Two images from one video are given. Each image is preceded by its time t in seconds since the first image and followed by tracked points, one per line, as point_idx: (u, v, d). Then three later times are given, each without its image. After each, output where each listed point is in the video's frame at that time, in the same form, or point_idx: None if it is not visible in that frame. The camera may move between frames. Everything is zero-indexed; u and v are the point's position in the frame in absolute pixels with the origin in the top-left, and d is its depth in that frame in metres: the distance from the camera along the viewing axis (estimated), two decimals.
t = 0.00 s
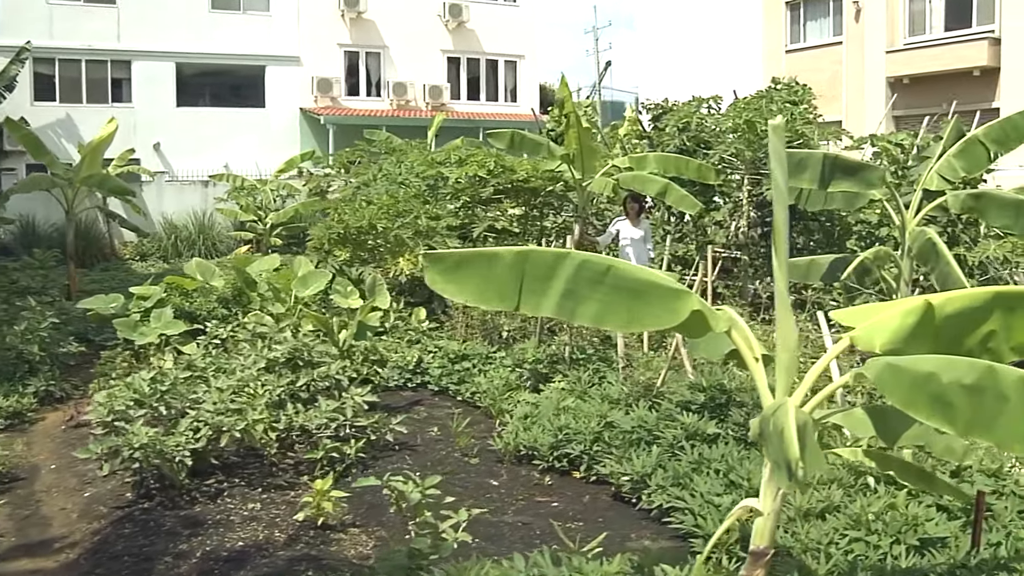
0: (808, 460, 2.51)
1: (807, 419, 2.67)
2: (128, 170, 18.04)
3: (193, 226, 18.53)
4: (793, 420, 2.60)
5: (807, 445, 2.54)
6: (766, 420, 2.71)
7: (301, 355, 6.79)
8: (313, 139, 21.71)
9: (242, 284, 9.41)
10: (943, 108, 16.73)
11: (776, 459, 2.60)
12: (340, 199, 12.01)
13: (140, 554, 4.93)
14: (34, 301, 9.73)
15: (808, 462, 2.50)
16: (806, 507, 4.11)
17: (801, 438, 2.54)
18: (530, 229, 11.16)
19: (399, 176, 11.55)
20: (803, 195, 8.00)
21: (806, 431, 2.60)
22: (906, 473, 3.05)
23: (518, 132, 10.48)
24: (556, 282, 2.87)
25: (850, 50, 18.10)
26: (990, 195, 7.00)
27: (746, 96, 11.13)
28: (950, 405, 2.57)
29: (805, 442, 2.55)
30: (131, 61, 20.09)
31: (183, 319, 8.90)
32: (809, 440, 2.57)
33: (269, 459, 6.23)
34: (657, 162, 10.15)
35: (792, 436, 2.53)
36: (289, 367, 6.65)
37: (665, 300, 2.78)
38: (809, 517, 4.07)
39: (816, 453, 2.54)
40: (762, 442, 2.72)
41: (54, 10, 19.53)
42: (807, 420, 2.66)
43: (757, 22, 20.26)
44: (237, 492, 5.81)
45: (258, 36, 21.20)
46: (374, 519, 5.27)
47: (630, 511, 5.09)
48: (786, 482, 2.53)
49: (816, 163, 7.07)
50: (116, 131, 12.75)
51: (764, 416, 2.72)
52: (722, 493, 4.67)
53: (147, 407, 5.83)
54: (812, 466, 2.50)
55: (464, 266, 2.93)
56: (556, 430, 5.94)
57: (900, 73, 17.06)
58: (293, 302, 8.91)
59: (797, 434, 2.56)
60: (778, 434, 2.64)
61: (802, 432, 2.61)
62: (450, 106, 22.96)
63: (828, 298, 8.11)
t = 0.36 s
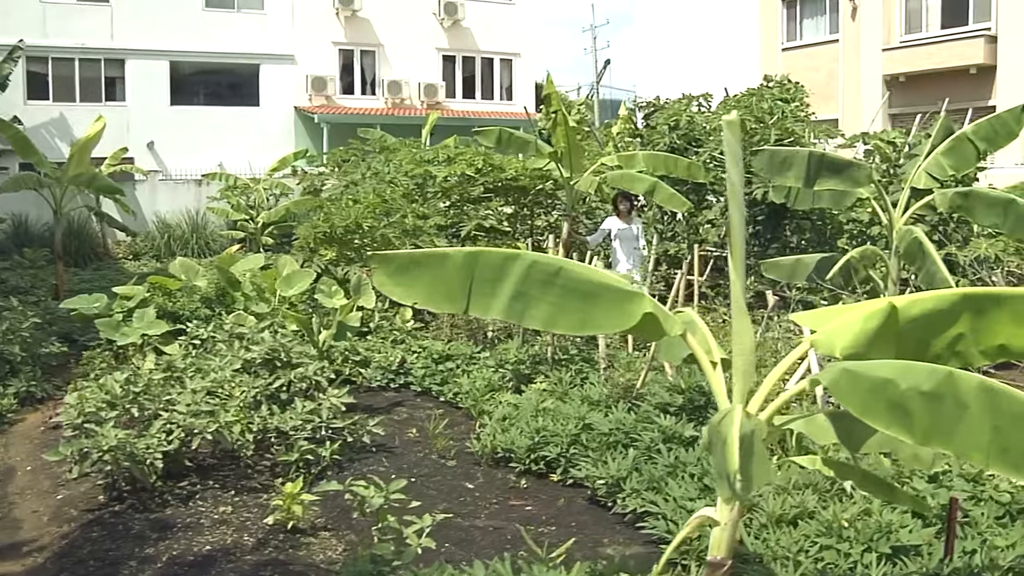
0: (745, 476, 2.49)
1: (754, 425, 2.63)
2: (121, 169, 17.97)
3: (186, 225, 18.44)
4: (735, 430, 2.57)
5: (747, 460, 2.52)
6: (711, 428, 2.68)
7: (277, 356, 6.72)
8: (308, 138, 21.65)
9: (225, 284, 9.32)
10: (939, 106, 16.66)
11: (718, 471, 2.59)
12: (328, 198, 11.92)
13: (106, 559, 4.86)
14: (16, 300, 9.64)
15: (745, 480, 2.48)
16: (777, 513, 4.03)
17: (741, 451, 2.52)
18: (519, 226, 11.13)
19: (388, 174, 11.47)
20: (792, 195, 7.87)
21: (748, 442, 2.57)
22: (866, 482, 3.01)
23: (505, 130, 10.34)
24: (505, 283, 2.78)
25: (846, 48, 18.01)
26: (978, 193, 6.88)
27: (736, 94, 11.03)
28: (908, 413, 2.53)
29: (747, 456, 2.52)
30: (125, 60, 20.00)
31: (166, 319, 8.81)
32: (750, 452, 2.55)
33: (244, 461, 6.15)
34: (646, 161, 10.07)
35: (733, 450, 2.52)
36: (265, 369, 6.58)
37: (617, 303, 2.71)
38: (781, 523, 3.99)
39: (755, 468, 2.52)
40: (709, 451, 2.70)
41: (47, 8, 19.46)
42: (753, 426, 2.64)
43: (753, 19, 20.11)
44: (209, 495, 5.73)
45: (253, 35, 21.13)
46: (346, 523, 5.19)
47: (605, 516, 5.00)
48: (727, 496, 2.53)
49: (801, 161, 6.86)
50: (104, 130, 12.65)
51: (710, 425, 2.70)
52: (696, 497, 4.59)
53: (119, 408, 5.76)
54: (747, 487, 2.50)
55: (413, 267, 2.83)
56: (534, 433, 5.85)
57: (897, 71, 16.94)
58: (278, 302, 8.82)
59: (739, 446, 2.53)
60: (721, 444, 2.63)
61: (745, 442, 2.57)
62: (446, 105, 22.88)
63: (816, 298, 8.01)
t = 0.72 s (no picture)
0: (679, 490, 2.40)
1: (697, 436, 2.59)
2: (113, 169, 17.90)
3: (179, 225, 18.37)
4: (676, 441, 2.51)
5: (687, 471, 2.45)
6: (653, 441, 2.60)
7: (255, 358, 6.64)
8: (302, 137, 21.59)
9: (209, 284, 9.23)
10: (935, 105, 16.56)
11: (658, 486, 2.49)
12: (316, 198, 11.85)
13: (71, 564, 4.78)
14: None
15: (681, 494, 2.40)
16: (748, 520, 3.96)
17: (679, 463, 2.45)
18: (509, 226, 11.09)
19: (376, 174, 11.39)
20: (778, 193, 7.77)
21: (688, 453, 2.50)
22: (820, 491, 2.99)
23: (491, 130, 10.20)
24: (452, 285, 2.72)
25: (841, 47, 17.91)
26: (965, 193, 6.79)
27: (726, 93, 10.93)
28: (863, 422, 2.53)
29: (686, 468, 2.45)
30: (118, 59, 19.94)
31: (148, 320, 8.72)
32: (690, 464, 2.48)
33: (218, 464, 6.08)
34: (635, 160, 9.96)
35: (672, 462, 2.45)
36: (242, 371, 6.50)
37: (565, 305, 2.67)
38: (751, 531, 3.92)
39: (693, 481, 2.45)
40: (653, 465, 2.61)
41: (40, 8, 19.39)
42: (696, 436, 2.59)
43: (749, 17, 19.98)
44: (181, 499, 5.65)
45: (247, 34, 21.07)
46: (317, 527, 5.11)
47: (579, 521, 4.92)
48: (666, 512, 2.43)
49: (786, 160, 6.82)
50: (92, 129, 12.55)
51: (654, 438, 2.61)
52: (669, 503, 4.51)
53: (91, 411, 5.70)
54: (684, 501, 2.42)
55: (359, 269, 2.77)
56: (511, 435, 5.77)
57: (893, 70, 16.82)
58: (262, 302, 8.73)
59: (678, 458, 2.46)
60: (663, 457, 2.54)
61: (685, 453, 2.50)
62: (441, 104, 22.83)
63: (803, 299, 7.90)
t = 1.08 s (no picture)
0: (608, 501, 2.26)
1: (635, 447, 2.47)
2: (107, 169, 17.83)
3: (173, 225, 18.29)
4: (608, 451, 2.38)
5: (619, 482, 2.33)
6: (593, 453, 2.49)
7: (233, 359, 6.57)
8: (297, 136, 21.54)
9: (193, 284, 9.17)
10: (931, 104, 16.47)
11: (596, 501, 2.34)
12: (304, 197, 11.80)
13: (35, 569, 4.69)
14: None
15: (610, 505, 2.26)
16: (718, 528, 3.89)
17: (611, 471, 2.31)
18: (498, 226, 11.10)
19: (364, 173, 11.35)
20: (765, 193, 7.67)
21: (622, 465, 2.38)
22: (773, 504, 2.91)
23: (478, 129, 10.05)
24: (397, 288, 2.67)
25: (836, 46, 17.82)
26: (953, 192, 6.68)
27: (715, 92, 10.85)
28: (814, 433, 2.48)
29: (618, 479, 2.33)
30: (112, 58, 19.89)
31: (131, 321, 8.65)
32: (624, 475, 2.36)
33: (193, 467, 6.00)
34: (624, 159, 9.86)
35: (603, 470, 2.31)
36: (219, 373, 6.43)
37: (510, 310, 2.62)
38: (721, 539, 3.84)
39: (625, 493, 2.33)
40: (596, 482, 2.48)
41: (33, 7, 19.34)
42: (633, 447, 2.47)
43: (745, 15, 19.86)
44: (152, 503, 5.57)
45: (241, 33, 21.00)
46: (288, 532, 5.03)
47: (552, 526, 4.84)
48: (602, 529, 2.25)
49: (770, 159, 6.75)
50: (80, 128, 12.45)
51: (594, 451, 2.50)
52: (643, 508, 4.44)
53: (62, 414, 5.61)
54: (614, 514, 2.29)
55: (304, 273, 2.72)
56: (487, 438, 5.69)
57: (889, 69, 16.72)
58: (246, 303, 8.65)
59: (609, 466, 2.32)
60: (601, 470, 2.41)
61: (619, 463, 2.38)
62: (436, 104, 22.79)
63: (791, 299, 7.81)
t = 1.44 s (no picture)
0: (530, 511, 2.18)
1: (569, 458, 2.41)
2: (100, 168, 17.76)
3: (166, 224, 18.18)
4: (538, 460, 2.32)
5: (546, 492, 2.26)
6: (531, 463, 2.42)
7: (210, 360, 6.49)
8: (292, 135, 21.48)
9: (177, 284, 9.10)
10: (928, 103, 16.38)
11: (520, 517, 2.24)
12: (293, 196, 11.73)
13: None
14: None
15: (536, 513, 2.18)
16: (687, 535, 3.83)
17: (538, 479, 2.24)
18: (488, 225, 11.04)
19: (353, 172, 11.28)
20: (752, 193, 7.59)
21: (553, 475, 2.32)
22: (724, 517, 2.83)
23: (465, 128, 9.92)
24: (340, 291, 2.62)
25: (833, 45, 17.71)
26: (940, 190, 6.55)
27: (705, 90, 10.75)
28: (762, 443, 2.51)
29: (546, 488, 2.26)
30: (106, 57, 19.84)
31: (113, 321, 8.57)
32: (553, 486, 2.30)
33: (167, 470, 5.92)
34: (613, 158, 9.77)
35: (531, 477, 2.24)
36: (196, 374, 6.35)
37: (453, 313, 2.60)
38: (689, 546, 3.78)
39: (553, 502, 2.27)
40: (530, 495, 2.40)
41: (27, 6, 19.32)
42: (567, 458, 2.41)
43: (741, 14, 19.75)
44: (124, 505, 5.49)
45: (235, 32, 20.90)
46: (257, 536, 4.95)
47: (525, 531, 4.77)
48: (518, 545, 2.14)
49: (754, 157, 6.67)
50: (68, 127, 12.39)
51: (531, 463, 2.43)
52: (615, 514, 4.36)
53: (31, 415, 5.52)
54: (539, 523, 2.21)
55: (244, 275, 2.64)
56: (464, 441, 5.63)
57: (885, 68, 16.62)
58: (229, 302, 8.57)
59: (537, 474, 2.25)
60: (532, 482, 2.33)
61: (550, 474, 2.32)
62: (432, 102, 22.74)
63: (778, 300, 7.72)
